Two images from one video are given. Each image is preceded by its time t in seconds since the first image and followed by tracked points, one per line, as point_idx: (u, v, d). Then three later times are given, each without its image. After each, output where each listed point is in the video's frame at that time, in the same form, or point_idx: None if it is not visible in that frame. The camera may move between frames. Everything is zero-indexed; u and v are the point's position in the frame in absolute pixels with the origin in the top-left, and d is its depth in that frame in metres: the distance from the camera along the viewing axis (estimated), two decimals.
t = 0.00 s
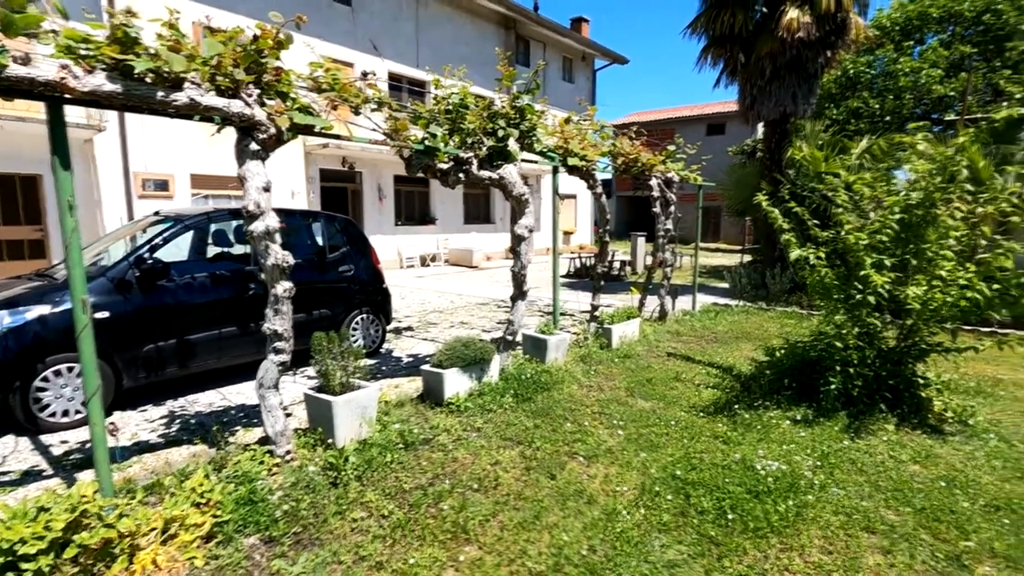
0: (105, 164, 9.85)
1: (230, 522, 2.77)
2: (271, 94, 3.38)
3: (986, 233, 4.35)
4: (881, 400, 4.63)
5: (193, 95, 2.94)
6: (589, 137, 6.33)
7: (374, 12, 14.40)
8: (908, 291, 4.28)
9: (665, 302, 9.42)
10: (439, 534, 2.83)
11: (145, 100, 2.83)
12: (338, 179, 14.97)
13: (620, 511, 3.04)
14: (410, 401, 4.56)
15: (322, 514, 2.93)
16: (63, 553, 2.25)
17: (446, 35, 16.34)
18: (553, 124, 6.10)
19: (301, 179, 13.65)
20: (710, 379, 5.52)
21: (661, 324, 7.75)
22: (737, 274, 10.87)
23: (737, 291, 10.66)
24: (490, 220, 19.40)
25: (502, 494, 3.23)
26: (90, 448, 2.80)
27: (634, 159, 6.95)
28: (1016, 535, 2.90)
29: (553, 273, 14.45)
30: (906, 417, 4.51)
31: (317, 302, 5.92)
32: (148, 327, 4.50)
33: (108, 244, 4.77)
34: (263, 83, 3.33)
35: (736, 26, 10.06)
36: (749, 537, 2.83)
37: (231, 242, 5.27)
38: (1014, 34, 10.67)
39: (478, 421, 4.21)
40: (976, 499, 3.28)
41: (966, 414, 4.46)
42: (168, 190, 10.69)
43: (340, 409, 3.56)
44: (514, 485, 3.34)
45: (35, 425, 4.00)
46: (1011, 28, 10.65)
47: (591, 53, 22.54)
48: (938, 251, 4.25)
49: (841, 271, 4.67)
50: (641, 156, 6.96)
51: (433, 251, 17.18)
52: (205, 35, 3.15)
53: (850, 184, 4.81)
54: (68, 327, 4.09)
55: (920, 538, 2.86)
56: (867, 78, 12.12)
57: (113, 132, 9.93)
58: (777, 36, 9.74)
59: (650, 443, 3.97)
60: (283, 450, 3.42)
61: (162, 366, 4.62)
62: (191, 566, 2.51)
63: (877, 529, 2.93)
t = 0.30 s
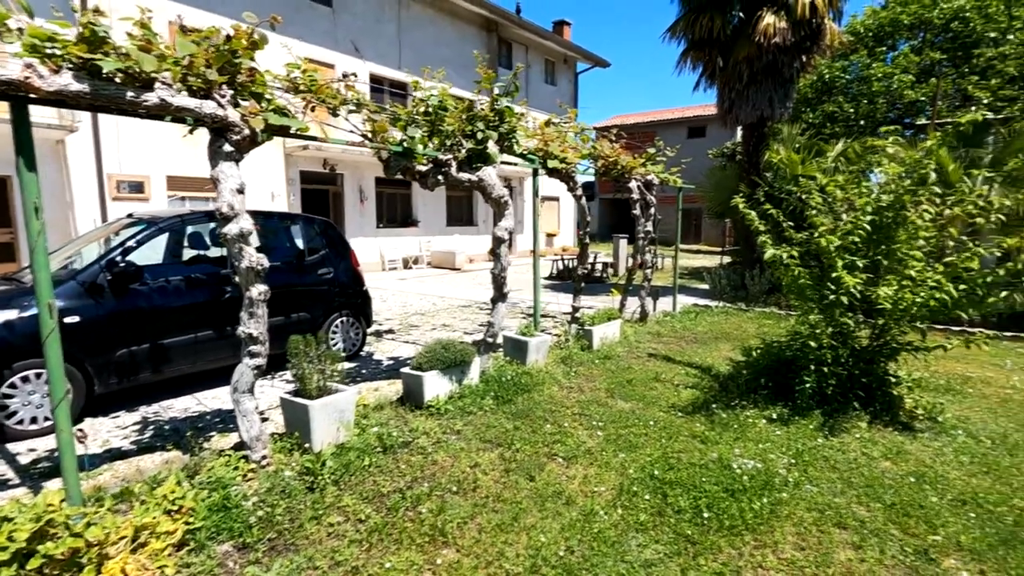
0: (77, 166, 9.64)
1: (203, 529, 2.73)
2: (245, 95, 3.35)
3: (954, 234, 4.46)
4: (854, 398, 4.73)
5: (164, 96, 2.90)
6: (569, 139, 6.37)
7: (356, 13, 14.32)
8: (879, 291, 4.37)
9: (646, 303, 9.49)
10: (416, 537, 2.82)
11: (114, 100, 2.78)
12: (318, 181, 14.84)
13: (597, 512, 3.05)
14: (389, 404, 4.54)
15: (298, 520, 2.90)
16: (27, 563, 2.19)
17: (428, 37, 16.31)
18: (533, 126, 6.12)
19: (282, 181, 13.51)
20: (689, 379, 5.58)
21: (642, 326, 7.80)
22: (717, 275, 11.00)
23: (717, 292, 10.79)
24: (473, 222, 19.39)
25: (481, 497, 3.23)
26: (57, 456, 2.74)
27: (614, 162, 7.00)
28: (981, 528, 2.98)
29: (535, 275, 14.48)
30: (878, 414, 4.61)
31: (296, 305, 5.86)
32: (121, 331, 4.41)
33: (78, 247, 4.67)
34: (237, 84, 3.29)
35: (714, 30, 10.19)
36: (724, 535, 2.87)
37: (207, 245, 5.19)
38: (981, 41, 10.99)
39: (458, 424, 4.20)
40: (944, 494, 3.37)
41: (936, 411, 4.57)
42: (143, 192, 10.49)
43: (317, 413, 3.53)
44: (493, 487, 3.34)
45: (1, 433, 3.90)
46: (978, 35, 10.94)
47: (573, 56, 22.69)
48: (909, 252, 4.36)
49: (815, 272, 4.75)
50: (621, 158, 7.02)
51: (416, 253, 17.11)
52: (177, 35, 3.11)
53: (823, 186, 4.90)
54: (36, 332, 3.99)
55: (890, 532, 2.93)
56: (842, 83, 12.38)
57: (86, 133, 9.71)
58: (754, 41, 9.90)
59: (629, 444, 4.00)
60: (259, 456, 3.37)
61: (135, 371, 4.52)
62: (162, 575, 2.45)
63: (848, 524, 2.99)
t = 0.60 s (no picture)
0: (25, 156, 9.19)
1: (162, 531, 2.66)
2: (202, 84, 3.27)
3: (907, 226, 4.63)
4: (812, 385, 4.90)
5: (112, 83, 2.76)
6: (538, 132, 6.37)
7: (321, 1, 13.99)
8: (836, 281, 4.51)
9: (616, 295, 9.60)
10: (383, 532, 2.80)
11: (58, 87, 2.62)
12: (284, 173, 14.51)
13: (564, 502, 3.09)
14: (357, 399, 4.49)
15: (262, 518, 2.85)
16: None
17: (397, 26, 16.07)
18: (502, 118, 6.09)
19: (245, 173, 13.16)
20: (656, 369, 5.67)
21: (611, 317, 7.89)
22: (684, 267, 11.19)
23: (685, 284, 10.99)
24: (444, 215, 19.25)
25: (449, 490, 3.22)
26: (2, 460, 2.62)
27: (583, 155, 7.03)
28: (928, 507, 3.13)
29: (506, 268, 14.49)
30: (835, 400, 4.78)
31: (259, 300, 5.74)
32: (74, 329, 4.22)
33: (24, 241, 4.45)
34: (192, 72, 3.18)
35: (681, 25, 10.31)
36: (687, 520, 2.93)
37: (165, 238, 5.03)
38: (935, 40, 11.39)
39: (426, 418, 4.18)
40: (895, 475, 3.52)
41: (889, 396, 4.76)
42: (98, 183, 10.09)
43: (280, 409, 3.47)
44: (462, 480, 3.35)
45: None
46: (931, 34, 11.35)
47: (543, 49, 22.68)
48: (865, 244, 4.51)
49: (776, 263, 4.86)
50: (590, 151, 7.05)
51: (385, 247, 16.91)
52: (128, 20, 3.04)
53: (783, 179, 5.02)
54: None
55: (844, 513, 3.04)
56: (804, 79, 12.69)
57: (34, 122, 9.27)
58: (720, 36, 10.06)
59: (597, 434, 4.05)
60: (221, 454, 3.32)
61: (90, 370, 4.33)
62: None
63: (805, 507, 3.10)
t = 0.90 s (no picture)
0: None
1: (59, 548, 2.45)
2: (94, 59, 2.98)
3: (819, 213, 4.91)
4: (735, 365, 5.14)
5: None
6: (472, 119, 6.29)
7: None
8: (756, 266, 4.75)
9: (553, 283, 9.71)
10: (310, 532, 2.70)
11: None
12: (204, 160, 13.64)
13: (498, 491, 3.09)
14: (284, 396, 4.30)
15: (176, 526, 2.68)
16: None
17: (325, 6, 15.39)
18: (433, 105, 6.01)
19: (161, 159, 12.28)
20: (591, 354, 5.78)
21: (548, 305, 7.97)
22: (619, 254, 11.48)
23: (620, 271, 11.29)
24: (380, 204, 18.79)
25: (381, 485, 3.16)
26: None
27: (517, 143, 7.01)
28: (834, 474, 3.37)
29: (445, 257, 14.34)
30: (756, 378, 5.05)
31: (177, 295, 5.39)
32: None
33: None
34: (82, 45, 2.89)
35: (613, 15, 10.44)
36: (616, 501, 3.01)
37: (65, 230, 4.60)
38: (845, 38, 12.15)
39: (358, 412, 4.07)
40: (807, 447, 3.76)
41: (804, 373, 5.09)
42: None
43: (197, 410, 3.27)
44: (394, 474, 3.28)
45: None
46: (843, 32, 12.10)
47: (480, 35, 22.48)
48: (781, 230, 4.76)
49: (701, 249, 5.06)
50: (524, 139, 7.04)
51: (319, 237, 16.30)
52: None
53: (707, 168, 5.19)
54: None
55: (761, 485, 3.22)
56: (730, 71, 13.24)
57: None
58: (651, 27, 10.27)
59: (532, 421, 4.08)
60: (130, 460, 3.09)
61: None
62: None
63: (726, 482, 3.25)
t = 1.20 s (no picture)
0: None
1: None
2: None
3: (759, 202, 5.02)
4: (682, 352, 5.22)
5: None
6: (417, 106, 6.12)
7: None
8: (700, 255, 4.82)
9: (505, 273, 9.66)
10: (242, 540, 2.56)
11: None
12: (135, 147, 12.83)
13: (443, 487, 3.03)
14: (219, 397, 4.08)
15: (92, 542, 2.49)
16: None
17: None
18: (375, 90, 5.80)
19: (85, 146, 11.48)
20: (541, 345, 5.77)
21: (500, 296, 7.91)
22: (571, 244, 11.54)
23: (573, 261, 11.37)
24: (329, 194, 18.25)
25: (320, 486, 3.03)
26: None
27: (465, 131, 6.88)
28: (773, 456, 3.47)
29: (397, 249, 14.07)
30: (701, 364, 5.16)
31: (100, 292, 5.03)
32: None
33: None
34: None
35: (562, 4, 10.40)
36: (562, 492, 3.00)
37: None
38: (785, 32, 12.56)
39: (299, 411, 3.90)
40: (748, 430, 3.86)
41: (746, 358, 5.24)
42: None
43: (117, 416, 3.04)
44: (335, 474, 3.16)
45: None
46: (783, 27, 12.51)
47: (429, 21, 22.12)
48: (725, 218, 4.84)
49: (648, 238, 5.11)
50: (472, 128, 6.91)
51: (264, 229, 15.68)
52: None
53: (653, 157, 5.21)
54: None
55: (703, 470, 3.28)
56: (677, 63, 13.48)
57: None
58: (599, 17, 10.27)
59: (480, 414, 4.02)
60: (41, 473, 2.85)
61: None
62: None
63: (670, 468, 3.30)
